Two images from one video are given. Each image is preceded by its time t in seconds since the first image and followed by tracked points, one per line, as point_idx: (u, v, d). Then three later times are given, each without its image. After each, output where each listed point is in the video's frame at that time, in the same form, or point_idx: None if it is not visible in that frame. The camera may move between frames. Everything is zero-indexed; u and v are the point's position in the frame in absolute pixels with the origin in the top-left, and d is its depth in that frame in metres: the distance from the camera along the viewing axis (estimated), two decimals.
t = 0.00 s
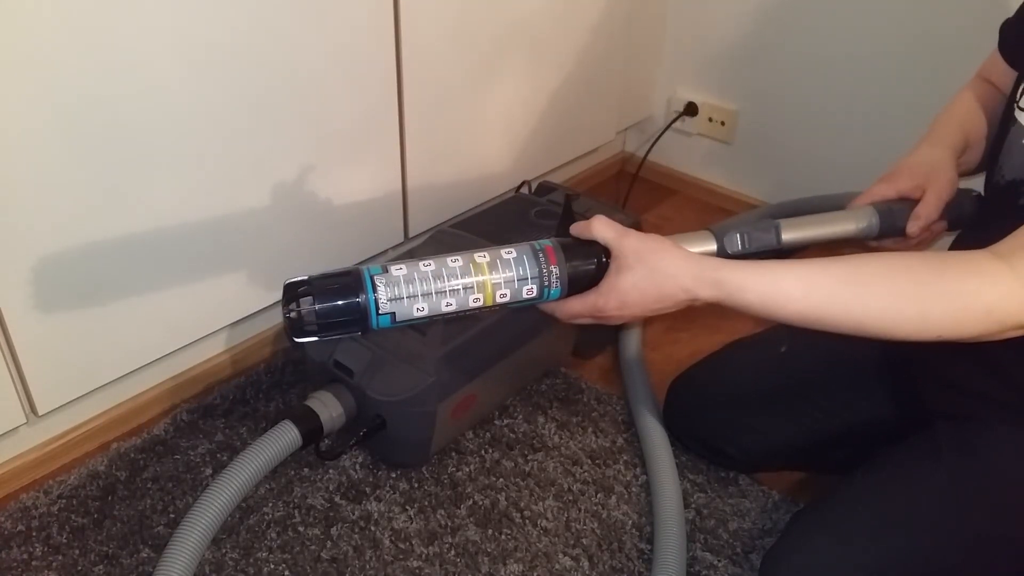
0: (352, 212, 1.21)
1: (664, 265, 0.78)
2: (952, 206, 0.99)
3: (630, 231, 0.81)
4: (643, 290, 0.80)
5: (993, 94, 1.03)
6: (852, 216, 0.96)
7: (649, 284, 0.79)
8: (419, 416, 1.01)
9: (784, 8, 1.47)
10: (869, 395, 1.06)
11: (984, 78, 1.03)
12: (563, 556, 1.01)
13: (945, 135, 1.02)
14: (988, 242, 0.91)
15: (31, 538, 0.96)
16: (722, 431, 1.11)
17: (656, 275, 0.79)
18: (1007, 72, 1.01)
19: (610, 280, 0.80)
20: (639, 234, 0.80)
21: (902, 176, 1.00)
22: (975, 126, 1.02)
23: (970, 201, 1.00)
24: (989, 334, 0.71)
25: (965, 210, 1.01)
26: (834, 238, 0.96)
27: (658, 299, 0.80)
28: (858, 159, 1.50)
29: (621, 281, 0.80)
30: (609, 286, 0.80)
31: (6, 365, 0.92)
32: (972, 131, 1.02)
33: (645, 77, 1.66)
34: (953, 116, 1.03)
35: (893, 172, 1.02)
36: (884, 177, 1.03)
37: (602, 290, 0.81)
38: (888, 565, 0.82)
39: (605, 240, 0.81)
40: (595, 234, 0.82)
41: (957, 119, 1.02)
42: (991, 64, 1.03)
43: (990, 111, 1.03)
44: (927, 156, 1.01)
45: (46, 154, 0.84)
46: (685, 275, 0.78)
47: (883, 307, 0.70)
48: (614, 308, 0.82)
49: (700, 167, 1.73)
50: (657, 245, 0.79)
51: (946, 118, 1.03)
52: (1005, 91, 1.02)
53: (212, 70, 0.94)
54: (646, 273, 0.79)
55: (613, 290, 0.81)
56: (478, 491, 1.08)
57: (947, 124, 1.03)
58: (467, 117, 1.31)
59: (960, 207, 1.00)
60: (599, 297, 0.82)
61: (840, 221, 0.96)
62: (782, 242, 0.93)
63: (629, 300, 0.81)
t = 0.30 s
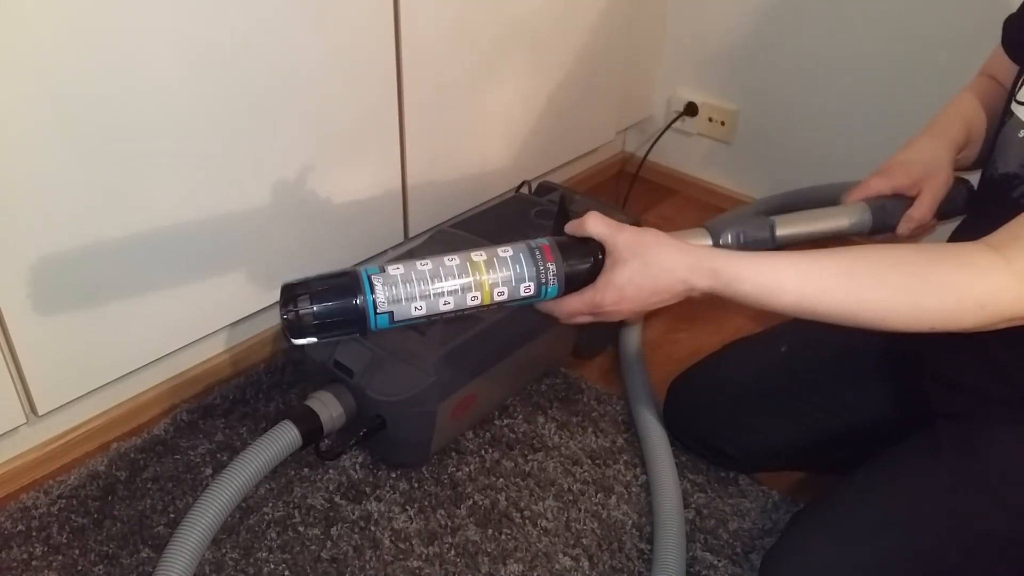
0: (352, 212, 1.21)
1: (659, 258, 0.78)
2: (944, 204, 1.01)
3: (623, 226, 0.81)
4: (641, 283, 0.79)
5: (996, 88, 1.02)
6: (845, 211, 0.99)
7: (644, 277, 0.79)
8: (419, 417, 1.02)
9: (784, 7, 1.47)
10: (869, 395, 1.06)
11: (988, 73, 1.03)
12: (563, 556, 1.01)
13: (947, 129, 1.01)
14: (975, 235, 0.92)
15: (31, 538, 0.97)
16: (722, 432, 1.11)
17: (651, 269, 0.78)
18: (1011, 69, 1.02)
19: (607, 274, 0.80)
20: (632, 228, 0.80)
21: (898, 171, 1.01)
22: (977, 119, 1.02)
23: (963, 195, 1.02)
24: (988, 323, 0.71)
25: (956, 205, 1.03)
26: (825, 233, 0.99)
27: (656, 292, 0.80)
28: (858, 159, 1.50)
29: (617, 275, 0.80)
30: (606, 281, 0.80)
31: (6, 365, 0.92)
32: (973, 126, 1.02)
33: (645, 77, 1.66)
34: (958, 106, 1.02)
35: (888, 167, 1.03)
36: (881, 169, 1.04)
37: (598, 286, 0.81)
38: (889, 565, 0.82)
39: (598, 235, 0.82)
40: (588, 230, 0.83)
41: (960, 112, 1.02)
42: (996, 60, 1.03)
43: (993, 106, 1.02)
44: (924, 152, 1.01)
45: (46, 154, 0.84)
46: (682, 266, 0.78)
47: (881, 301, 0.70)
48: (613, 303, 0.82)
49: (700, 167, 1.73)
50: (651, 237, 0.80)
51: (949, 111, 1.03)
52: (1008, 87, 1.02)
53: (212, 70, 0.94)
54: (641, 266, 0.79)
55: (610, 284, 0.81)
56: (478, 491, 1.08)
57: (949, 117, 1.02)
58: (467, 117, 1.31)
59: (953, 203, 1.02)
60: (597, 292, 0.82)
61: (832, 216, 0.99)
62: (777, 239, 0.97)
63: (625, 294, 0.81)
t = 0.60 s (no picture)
0: (352, 213, 1.21)
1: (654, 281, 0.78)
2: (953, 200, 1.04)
3: (605, 256, 0.82)
4: (636, 308, 0.78)
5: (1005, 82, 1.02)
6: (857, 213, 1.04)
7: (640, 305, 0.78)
8: (419, 416, 1.02)
9: (783, 7, 1.47)
10: (869, 395, 1.06)
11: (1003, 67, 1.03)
12: (563, 556, 1.01)
13: (953, 135, 1.02)
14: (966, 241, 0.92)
15: (31, 538, 0.97)
16: (723, 431, 1.11)
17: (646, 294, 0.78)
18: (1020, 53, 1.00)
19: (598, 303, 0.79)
20: (615, 255, 0.81)
21: (911, 177, 1.03)
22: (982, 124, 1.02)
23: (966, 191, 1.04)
24: (977, 331, 0.72)
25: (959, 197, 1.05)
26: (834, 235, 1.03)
27: (651, 317, 0.79)
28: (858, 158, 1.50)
29: (609, 303, 0.79)
30: (598, 309, 0.79)
31: (6, 366, 0.92)
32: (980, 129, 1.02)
33: (645, 77, 1.66)
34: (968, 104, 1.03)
35: (900, 170, 1.05)
36: (892, 171, 1.06)
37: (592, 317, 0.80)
38: (889, 565, 0.82)
39: (582, 266, 0.82)
40: (569, 263, 0.83)
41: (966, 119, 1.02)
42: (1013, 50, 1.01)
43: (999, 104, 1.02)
44: (932, 157, 1.02)
45: (46, 154, 0.84)
46: (674, 284, 0.78)
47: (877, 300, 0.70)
48: (607, 332, 0.80)
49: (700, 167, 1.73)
50: (637, 262, 0.80)
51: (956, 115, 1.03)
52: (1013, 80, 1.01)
53: (212, 70, 0.94)
54: (633, 291, 0.78)
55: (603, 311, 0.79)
56: (478, 491, 1.08)
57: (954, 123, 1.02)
58: (467, 117, 1.31)
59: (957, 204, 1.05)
60: (590, 322, 0.80)
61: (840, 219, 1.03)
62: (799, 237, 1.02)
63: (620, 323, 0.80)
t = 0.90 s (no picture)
0: (352, 212, 1.21)
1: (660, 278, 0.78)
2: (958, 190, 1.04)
3: (611, 249, 0.81)
4: (637, 305, 0.79)
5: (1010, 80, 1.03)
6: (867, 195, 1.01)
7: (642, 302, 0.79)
8: (419, 416, 1.01)
9: (783, 7, 1.47)
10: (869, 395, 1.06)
11: (1006, 65, 1.03)
12: (563, 556, 1.01)
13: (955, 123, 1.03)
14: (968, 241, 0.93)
15: (31, 538, 0.97)
16: (723, 431, 1.11)
17: (648, 291, 0.78)
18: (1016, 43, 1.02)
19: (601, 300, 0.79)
20: (622, 249, 0.80)
21: (917, 159, 1.04)
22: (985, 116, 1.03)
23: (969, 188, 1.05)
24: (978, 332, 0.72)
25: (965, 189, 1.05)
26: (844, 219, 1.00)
27: (652, 314, 0.79)
28: (857, 158, 1.50)
29: (612, 300, 0.79)
30: (600, 305, 0.80)
31: (6, 366, 0.92)
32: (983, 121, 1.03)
33: (645, 76, 1.66)
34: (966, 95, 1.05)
35: (905, 156, 1.06)
36: (898, 158, 1.06)
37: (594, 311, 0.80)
38: (888, 565, 0.82)
39: (586, 259, 0.81)
40: (574, 253, 0.82)
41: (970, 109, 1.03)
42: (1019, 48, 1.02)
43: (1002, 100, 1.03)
44: (937, 141, 1.03)
45: (46, 155, 0.84)
46: (678, 283, 0.78)
47: (879, 296, 0.70)
48: (608, 328, 0.81)
49: (700, 167, 1.73)
50: (642, 257, 0.79)
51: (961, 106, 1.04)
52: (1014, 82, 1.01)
53: (212, 70, 0.94)
54: (636, 287, 0.78)
55: (606, 309, 0.79)
56: (478, 491, 1.08)
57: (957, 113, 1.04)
58: (467, 117, 1.31)
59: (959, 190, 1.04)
60: (591, 318, 0.80)
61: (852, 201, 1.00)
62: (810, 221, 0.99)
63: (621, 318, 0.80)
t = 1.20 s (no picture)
0: (352, 213, 1.21)
1: (660, 276, 0.78)
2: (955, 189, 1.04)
3: (617, 237, 0.80)
4: (637, 297, 0.79)
5: (1004, 83, 1.03)
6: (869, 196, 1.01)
7: (642, 294, 0.79)
8: (419, 416, 1.02)
9: (783, 6, 1.47)
10: (869, 395, 1.06)
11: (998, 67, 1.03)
12: (563, 556, 1.01)
13: (949, 123, 1.03)
14: (969, 238, 0.93)
15: (31, 538, 0.97)
16: (723, 431, 1.11)
17: (648, 284, 0.78)
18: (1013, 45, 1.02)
19: (601, 290, 0.79)
20: (628, 240, 0.79)
21: (913, 158, 1.04)
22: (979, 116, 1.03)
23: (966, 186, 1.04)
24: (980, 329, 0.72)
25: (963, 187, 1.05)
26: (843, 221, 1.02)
27: (650, 306, 0.80)
28: (858, 158, 1.49)
29: (612, 291, 0.79)
30: (600, 295, 0.80)
31: (6, 366, 0.92)
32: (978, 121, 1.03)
33: (646, 76, 1.66)
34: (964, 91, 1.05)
35: (903, 154, 1.06)
36: (897, 156, 1.07)
37: (592, 300, 0.80)
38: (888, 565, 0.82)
39: (592, 248, 0.80)
40: (581, 241, 0.80)
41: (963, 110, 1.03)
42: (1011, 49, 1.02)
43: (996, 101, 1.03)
44: (931, 140, 1.04)
45: (46, 156, 0.84)
46: (678, 279, 0.78)
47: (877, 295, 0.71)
48: (605, 315, 0.82)
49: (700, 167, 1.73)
50: (647, 250, 0.79)
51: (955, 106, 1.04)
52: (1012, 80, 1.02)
53: (212, 71, 0.94)
54: (638, 280, 0.78)
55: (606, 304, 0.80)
56: (478, 491, 1.08)
57: (952, 112, 1.04)
58: (467, 117, 1.31)
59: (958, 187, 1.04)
60: (590, 306, 0.81)
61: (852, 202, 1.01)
62: (814, 222, 0.99)
63: (619, 307, 0.80)
